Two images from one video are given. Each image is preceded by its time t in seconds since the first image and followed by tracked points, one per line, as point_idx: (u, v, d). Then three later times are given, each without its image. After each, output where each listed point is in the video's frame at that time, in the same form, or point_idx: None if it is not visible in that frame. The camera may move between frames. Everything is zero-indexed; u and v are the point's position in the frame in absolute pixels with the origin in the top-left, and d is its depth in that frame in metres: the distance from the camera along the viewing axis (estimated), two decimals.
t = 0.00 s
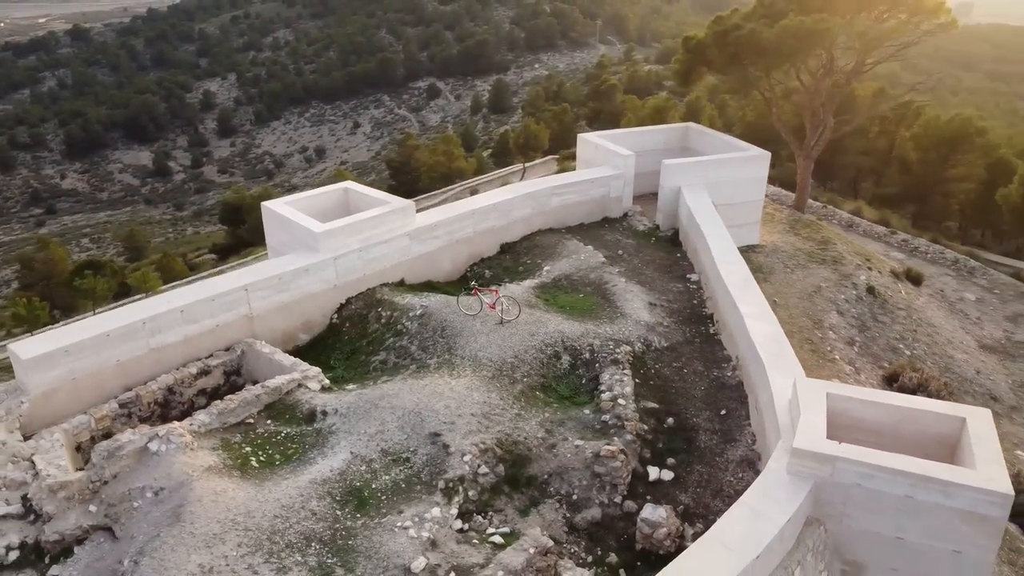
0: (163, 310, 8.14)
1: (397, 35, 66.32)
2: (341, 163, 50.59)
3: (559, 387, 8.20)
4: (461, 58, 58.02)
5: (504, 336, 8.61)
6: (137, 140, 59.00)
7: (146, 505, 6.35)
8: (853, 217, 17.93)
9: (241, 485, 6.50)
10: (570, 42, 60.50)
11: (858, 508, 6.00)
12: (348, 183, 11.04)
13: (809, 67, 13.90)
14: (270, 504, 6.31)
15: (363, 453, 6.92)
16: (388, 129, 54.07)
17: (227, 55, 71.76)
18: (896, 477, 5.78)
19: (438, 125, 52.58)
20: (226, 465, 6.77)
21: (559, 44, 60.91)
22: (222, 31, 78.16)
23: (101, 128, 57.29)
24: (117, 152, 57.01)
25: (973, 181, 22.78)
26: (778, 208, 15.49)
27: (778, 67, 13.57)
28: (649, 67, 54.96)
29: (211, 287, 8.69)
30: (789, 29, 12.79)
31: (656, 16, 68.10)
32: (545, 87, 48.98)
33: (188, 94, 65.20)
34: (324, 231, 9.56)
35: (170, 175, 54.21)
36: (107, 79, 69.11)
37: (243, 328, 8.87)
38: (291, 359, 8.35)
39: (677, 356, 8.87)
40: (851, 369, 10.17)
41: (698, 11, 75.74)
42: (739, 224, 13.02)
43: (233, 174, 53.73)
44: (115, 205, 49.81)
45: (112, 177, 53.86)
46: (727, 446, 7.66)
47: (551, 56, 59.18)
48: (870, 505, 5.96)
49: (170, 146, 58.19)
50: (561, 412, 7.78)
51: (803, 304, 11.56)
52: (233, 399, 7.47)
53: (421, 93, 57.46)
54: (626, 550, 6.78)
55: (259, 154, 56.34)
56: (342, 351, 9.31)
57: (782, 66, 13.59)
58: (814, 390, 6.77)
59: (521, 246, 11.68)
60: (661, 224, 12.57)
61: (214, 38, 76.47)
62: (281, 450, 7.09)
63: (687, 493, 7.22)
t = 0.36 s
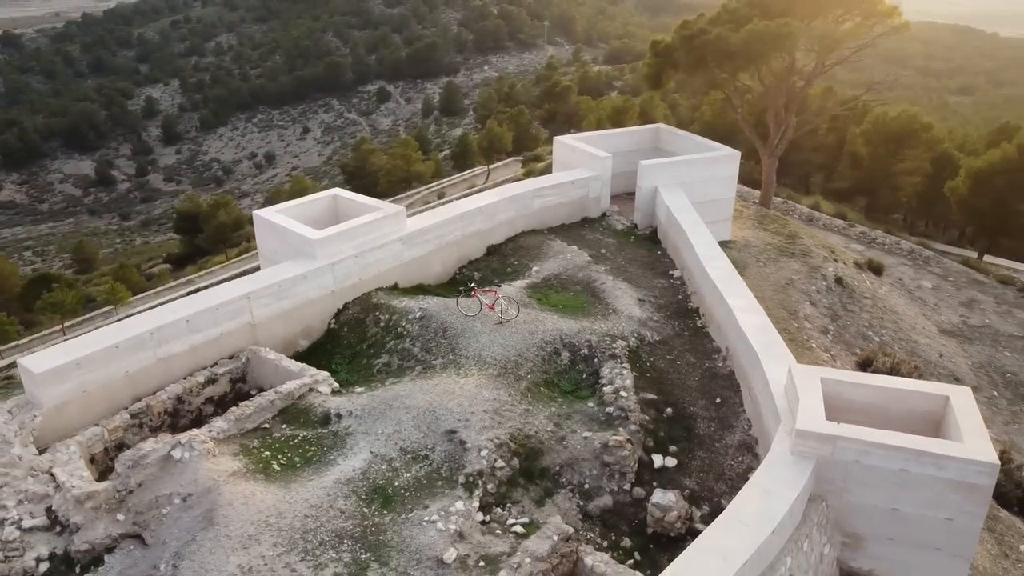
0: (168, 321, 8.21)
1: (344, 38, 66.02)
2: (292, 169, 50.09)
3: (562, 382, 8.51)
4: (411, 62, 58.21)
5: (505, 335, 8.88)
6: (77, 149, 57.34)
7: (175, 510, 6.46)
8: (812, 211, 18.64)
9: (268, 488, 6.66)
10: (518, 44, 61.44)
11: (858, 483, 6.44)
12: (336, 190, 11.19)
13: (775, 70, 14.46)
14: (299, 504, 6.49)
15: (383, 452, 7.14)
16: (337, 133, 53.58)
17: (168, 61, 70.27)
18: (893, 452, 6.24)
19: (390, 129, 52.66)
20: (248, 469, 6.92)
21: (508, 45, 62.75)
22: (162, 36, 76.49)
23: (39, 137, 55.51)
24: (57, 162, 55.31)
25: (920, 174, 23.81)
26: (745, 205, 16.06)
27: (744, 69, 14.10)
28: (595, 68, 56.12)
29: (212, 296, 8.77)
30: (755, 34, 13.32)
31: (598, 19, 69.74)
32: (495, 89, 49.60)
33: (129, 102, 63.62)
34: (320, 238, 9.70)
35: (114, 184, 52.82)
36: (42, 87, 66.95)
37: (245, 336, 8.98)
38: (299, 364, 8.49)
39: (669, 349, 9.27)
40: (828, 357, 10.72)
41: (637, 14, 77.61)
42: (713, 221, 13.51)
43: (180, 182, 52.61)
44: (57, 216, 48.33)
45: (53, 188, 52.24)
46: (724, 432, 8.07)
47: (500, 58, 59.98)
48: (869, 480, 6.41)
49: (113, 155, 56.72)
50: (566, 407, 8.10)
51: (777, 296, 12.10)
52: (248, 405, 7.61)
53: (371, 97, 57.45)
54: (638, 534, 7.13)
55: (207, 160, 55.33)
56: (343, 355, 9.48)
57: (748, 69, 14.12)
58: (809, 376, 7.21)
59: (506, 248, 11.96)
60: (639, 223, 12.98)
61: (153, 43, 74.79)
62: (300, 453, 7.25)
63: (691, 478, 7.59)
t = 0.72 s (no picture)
0: (176, 331, 8.27)
1: (292, 43, 65.48)
2: (244, 176, 49.47)
3: (564, 378, 8.81)
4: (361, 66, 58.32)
5: (506, 334, 9.15)
6: (15, 159, 55.48)
7: (206, 516, 6.59)
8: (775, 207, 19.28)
9: (295, 489, 6.83)
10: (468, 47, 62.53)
11: (856, 460, 6.90)
12: (327, 197, 11.33)
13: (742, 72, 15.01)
14: (328, 504, 6.68)
15: (403, 451, 7.35)
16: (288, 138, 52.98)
17: (108, 68, 68.53)
18: (889, 429, 6.71)
19: (341, 134, 52.60)
20: (272, 472, 7.07)
21: (457, 48, 63.37)
22: (100, 42, 74.55)
23: None
24: None
25: (873, 168, 24.66)
26: (714, 202, 16.60)
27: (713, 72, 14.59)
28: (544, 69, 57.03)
29: (216, 306, 8.85)
30: (722, 37, 13.84)
31: (543, 23, 70.92)
32: (446, 93, 50.12)
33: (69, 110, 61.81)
34: (319, 244, 9.86)
35: (56, 195, 51.24)
36: None
37: (250, 343, 9.09)
38: (308, 369, 8.63)
39: (662, 342, 9.66)
40: (807, 345, 11.25)
41: (581, 15, 79.07)
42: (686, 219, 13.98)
43: (126, 191, 51.29)
44: None
45: None
46: (722, 419, 8.47)
47: (450, 62, 60.71)
48: (867, 457, 6.86)
49: (54, 165, 55.04)
50: (572, 401, 8.41)
51: (754, 288, 12.61)
52: (264, 410, 7.74)
53: (321, 101, 57.24)
54: (650, 518, 7.47)
55: (153, 169, 54.09)
56: (346, 359, 9.63)
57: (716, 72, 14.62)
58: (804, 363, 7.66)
59: (494, 250, 12.23)
60: (619, 222, 13.37)
61: (92, 50, 72.87)
62: (320, 455, 7.42)
63: (695, 464, 7.97)
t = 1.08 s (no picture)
0: (186, 342, 8.34)
1: (237, 48, 64.67)
2: (194, 185, 48.52)
3: (566, 375, 9.11)
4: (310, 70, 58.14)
5: (508, 334, 9.40)
6: None
7: (236, 522, 6.72)
8: (739, 204, 19.89)
9: (321, 492, 6.99)
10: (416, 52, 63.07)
11: (854, 442, 7.34)
12: (317, 206, 11.45)
13: (709, 77, 15.57)
14: (356, 505, 6.87)
15: (422, 451, 7.57)
16: (238, 146, 52.39)
17: (44, 75, 66.31)
18: (884, 411, 7.17)
19: (293, 139, 52.31)
20: (296, 477, 7.22)
21: (407, 52, 63.55)
22: (34, 50, 72.12)
23: None
24: None
25: (827, 164, 25.33)
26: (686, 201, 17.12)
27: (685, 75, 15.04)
28: (495, 72, 57.72)
29: (221, 317, 8.93)
30: (689, 45, 14.39)
31: (489, 27, 71.61)
32: (398, 98, 50.37)
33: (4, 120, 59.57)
34: (316, 253, 9.98)
35: None
36: None
37: (255, 352, 9.18)
38: (317, 376, 8.78)
39: (655, 337, 10.04)
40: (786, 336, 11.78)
41: (526, 18, 80.05)
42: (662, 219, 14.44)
43: (69, 203, 49.46)
44: None
45: None
46: (719, 408, 8.89)
47: (400, 66, 61.12)
48: (864, 439, 7.31)
49: None
50: (577, 397, 8.71)
51: (732, 283, 13.11)
52: (281, 417, 7.87)
53: (270, 107, 56.74)
54: (659, 506, 7.82)
55: (97, 179, 52.49)
56: (348, 365, 9.77)
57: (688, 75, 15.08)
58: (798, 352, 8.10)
59: (482, 253, 12.48)
60: (599, 223, 13.74)
61: (25, 58, 70.42)
62: (340, 459, 7.58)
63: (698, 452, 8.34)
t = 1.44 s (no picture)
0: (197, 353, 8.41)
1: (180, 54, 63.43)
2: (141, 195, 47.31)
3: (569, 372, 9.41)
4: (257, 76, 57.78)
5: (510, 335, 9.67)
6: None
7: (267, 526, 6.86)
8: (706, 202, 20.44)
9: (347, 495, 7.17)
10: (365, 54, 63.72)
11: (850, 425, 7.79)
12: (308, 214, 11.55)
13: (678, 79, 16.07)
14: (384, 505, 7.06)
15: (440, 450, 7.79)
16: (185, 153, 51.83)
17: None
18: (877, 395, 7.65)
19: (242, 146, 51.79)
20: (320, 481, 7.38)
21: (355, 56, 63.73)
22: None
23: None
24: None
25: (782, 163, 26.42)
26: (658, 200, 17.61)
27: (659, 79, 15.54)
28: (446, 75, 58.11)
29: (227, 327, 9.00)
30: (661, 49, 14.87)
31: (437, 29, 71.77)
32: (350, 103, 50.35)
33: None
34: (315, 261, 10.10)
35: None
36: None
37: (261, 361, 9.27)
38: (327, 383, 8.92)
39: (648, 334, 10.42)
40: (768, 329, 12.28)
41: (472, 19, 80.40)
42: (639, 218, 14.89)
43: (8, 216, 46.73)
44: None
45: None
46: (715, 399, 9.30)
47: (349, 70, 61.25)
48: (860, 422, 7.76)
49: None
50: (581, 393, 9.02)
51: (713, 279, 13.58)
52: (299, 423, 8.01)
53: (217, 114, 55.89)
54: (667, 494, 8.16)
55: (37, 190, 50.46)
56: (351, 371, 9.92)
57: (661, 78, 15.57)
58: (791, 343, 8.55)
59: (470, 256, 12.72)
60: (580, 224, 14.10)
61: None
62: (360, 462, 7.75)
63: (699, 442, 8.72)
